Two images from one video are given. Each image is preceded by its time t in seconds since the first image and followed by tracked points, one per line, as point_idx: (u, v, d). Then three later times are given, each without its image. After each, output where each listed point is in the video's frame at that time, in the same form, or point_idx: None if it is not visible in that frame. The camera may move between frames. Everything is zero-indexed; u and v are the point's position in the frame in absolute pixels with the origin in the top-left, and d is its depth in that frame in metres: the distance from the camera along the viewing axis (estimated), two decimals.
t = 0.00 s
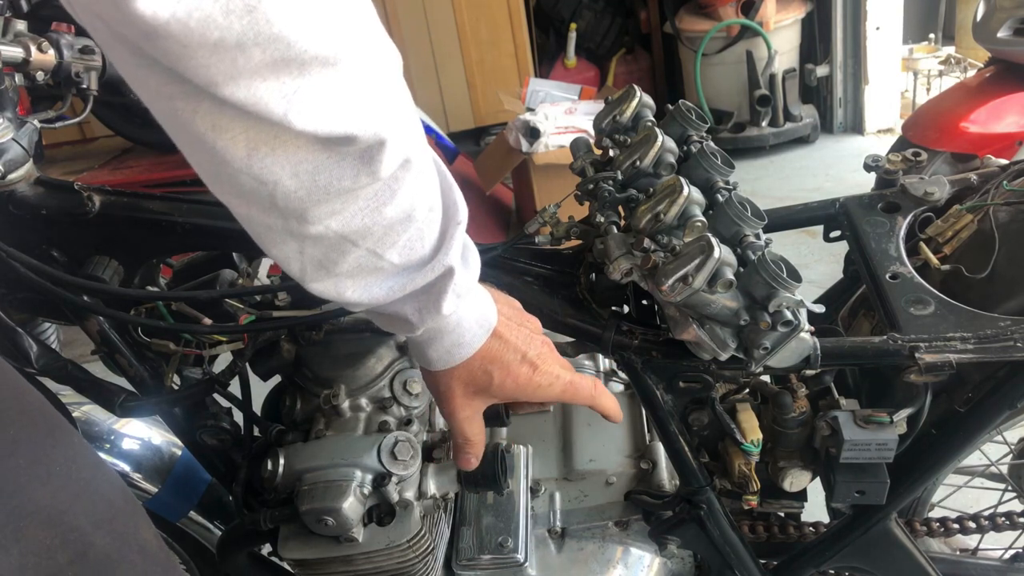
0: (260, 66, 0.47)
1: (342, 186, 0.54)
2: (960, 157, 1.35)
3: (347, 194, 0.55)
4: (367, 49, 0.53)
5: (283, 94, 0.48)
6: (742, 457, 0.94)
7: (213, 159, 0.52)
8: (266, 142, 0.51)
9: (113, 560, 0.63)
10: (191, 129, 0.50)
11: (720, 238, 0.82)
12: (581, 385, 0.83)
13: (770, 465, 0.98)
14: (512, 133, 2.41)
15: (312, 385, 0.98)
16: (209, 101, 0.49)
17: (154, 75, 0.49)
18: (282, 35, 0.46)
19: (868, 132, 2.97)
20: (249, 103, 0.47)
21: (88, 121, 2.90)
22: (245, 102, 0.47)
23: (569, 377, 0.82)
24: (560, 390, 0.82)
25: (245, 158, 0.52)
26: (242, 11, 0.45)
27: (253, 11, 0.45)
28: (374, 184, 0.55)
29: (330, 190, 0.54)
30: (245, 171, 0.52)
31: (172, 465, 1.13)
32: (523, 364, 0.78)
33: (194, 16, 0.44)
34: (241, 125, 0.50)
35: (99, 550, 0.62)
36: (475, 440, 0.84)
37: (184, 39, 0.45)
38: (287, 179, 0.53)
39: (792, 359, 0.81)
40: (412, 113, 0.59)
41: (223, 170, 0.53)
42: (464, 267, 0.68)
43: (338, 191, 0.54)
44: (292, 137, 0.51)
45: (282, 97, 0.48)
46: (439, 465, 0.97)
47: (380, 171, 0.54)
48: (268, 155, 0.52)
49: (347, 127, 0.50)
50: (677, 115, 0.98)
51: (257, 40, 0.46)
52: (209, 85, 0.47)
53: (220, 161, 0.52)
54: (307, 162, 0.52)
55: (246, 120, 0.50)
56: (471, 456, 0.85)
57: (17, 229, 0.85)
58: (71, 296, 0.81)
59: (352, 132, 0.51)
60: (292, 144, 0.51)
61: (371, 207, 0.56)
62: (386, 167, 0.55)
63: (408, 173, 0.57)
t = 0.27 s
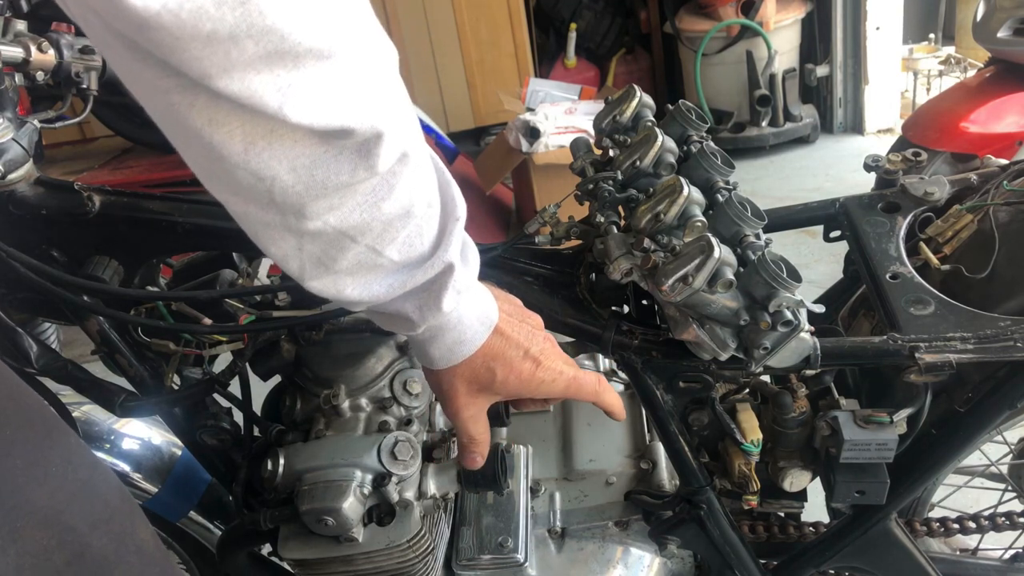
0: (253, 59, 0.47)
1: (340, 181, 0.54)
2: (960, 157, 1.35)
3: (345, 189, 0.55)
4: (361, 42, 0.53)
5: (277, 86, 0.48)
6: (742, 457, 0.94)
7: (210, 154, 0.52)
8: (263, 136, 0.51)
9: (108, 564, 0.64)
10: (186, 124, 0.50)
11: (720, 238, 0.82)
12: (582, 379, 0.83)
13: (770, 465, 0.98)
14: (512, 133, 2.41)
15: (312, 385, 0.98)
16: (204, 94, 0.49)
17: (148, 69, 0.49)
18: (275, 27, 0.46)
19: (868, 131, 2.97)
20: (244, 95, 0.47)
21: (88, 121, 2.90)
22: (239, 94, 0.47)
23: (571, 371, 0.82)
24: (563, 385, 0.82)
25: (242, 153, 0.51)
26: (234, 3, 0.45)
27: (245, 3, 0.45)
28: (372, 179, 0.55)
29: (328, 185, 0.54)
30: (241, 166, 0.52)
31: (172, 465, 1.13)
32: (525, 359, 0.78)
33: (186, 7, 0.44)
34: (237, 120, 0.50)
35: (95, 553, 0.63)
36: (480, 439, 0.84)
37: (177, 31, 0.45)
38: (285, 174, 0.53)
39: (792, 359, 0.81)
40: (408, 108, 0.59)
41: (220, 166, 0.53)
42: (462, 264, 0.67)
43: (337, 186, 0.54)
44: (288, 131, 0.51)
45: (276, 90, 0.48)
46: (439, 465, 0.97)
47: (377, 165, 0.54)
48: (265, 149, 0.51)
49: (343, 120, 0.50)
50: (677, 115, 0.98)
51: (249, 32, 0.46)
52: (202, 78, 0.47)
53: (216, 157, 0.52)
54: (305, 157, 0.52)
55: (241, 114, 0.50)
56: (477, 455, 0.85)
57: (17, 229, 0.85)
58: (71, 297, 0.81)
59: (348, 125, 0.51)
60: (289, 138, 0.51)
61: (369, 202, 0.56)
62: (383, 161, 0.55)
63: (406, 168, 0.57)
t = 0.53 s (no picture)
0: (243, 58, 0.47)
1: (329, 179, 0.54)
2: (960, 157, 1.35)
3: (334, 187, 0.55)
4: (350, 41, 0.53)
5: (266, 84, 0.48)
6: (742, 457, 0.94)
7: (200, 153, 0.52)
8: (252, 134, 0.51)
9: (103, 563, 0.64)
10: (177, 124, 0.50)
11: (720, 238, 0.82)
12: (572, 374, 0.83)
13: (770, 465, 0.98)
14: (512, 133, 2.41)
15: (312, 385, 0.98)
16: (195, 93, 0.49)
17: (137, 68, 0.49)
18: (265, 26, 0.46)
19: (868, 131, 2.97)
20: (233, 94, 0.47)
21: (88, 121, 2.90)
22: (229, 93, 0.47)
23: (561, 367, 0.82)
24: (553, 381, 0.82)
25: (232, 152, 0.51)
26: (224, 2, 0.45)
27: (235, 3, 0.45)
28: (362, 176, 0.55)
29: (317, 183, 0.54)
30: (231, 165, 0.52)
31: (172, 465, 1.13)
32: (515, 355, 0.78)
33: (176, 7, 0.44)
34: (227, 118, 0.50)
35: (88, 552, 0.63)
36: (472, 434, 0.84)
37: (167, 31, 0.45)
38: (274, 172, 0.53)
39: (792, 359, 0.81)
40: (397, 105, 0.59)
41: (210, 165, 0.53)
42: (452, 261, 0.68)
43: (326, 183, 0.54)
44: (278, 129, 0.51)
45: (266, 88, 0.48)
46: (439, 465, 0.97)
47: (367, 162, 0.54)
48: (255, 148, 0.51)
49: (332, 119, 0.50)
50: (677, 115, 0.98)
51: (239, 32, 0.46)
52: (193, 77, 0.47)
53: (206, 155, 0.52)
54: (294, 154, 0.52)
55: (231, 112, 0.50)
56: (469, 449, 0.84)
57: (16, 229, 0.85)
58: (71, 297, 0.81)
59: (338, 123, 0.51)
60: (278, 136, 0.51)
61: (358, 200, 0.56)
62: (373, 159, 0.55)
63: (395, 165, 0.57)
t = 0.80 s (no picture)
0: (236, 58, 0.47)
1: (322, 179, 0.54)
2: (960, 157, 1.35)
3: (327, 188, 0.55)
4: (344, 41, 0.53)
5: (259, 85, 0.48)
6: (742, 457, 0.94)
7: (193, 154, 0.52)
8: (245, 134, 0.51)
9: (103, 563, 0.64)
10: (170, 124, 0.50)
11: (720, 238, 0.82)
12: (567, 377, 0.84)
13: (770, 465, 0.98)
14: (512, 133, 2.41)
15: (312, 385, 0.99)
16: (188, 93, 0.49)
17: (130, 68, 0.49)
18: (257, 26, 0.46)
19: (868, 131, 2.97)
20: (225, 94, 0.47)
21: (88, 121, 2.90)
22: (222, 94, 0.47)
23: (555, 370, 0.82)
24: (547, 383, 0.82)
25: (225, 152, 0.51)
26: (217, 2, 0.45)
27: (227, 3, 0.46)
28: (355, 177, 0.55)
29: (311, 184, 0.54)
30: (224, 165, 0.52)
31: (172, 465, 1.13)
32: (509, 357, 0.78)
33: (169, 6, 0.44)
34: (220, 118, 0.50)
35: (88, 552, 0.63)
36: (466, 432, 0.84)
37: (159, 30, 0.45)
38: (267, 173, 0.53)
39: (792, 359, 0.81)
40: (390, 106, 0.59)
41: (202, 165, 0.53)
42: (446, 263, 0.68)
43: (319, 185, 0.54)
44: (271, 130, 0.51)
45: (258, 89, 0.48)
46: (439, 465, 0.97)
47: (360, 163, 0.54)
48: (247, 148, 0.51)
49: (325, 119, 0.50)
50: (677, 115, 0.98)
51: (232, 32, 0.46)
52: (185, 77, 0.47)
53: (199, 156, 0.52)
54: (288, 156, 0.52)
55: (225, 112, 0.50)
56: (465, 447, 0.84)
57: (16, 229, 0.85)
58: (71, 296, 0.81)
59: (331, 123, 0.51)
60: (270, 137, 0.51)
61: (352, 201, 0.56)
62: (366, 160, 0.55)
63: (388, 166, 0.57)
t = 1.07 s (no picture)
0: (223, 58, 0.47)
1: (310, 182, 0.54)
2: (960, 157, 1.35)
3: (315, 190, 0.55)
4: (333, 42, 0.53)
5: (246, 86, 0.48)
6: (742, 457, 0.94)
7: (180, 156, 0.52)
8: (233, 136, 0.51)
9: (104, 563, 0.64)
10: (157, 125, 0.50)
11: (720, 238, 0.82)
12: (559, 378, 0.83)
13: (770, 465, 0.98)
14: (512, 133, 2.41)
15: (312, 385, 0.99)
16: (174, 94, 0.49)
17: (117, 70, 0.49)
18: (245, 27, 0.46)
19: (868, 131, 2.97)
20: (211, 96, 0.47)
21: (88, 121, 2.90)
22: (209, 95, 0.47)
23: (546, 372, 0.82)
24: (539, 386, 0.82)
25: (212, 153, 0.51)
26: (203, 2, 0.45)
27: (214, 3, 0.46)
28: (343, 180, 0.55)
29: (299, 187, 0.54)
30: (211, 167, 0.52)
31: (172, 465, 1.13)
32: (499, 361, 0.77)
33: (155, 6, 0.44)
34: (207, 120, 0.50)
35: (89, 552, 0.63)
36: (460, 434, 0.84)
37: (145, 31, 0.45)
38: (254, 175, 0.53)
39: (792, 359, 0.81)
40: (379, 108, 0.59)
41: (189, 167, 0.53)
42: (435, 267, 0.68)
43: (307, 187, 0.54)
44: (258, 131, 0.51)
45: (245, 90, 0.48)
46: (439, 465, 0.97)
47: (348, 165, 0.54)
48: (235, 150, 0.51)
49: (313, 120, 0.50)
50: (677, 115, 0.98)
51: (219, 32, 0.46)
52: (173, 77, 0.47)
53: (186, 158, 0.52)
54: (275, 158, 0.52)
55: (212, 113, 0.50)
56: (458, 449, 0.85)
57: (16, 229, 0.85)
58: (71, 296, 0.81)
59: (319, 125, 0.51)
60: (257, 139, 0.51)
61: (340, 203, 0.57)
62: (354, 162, 0.55)
63: (376, 168, 0.57)
